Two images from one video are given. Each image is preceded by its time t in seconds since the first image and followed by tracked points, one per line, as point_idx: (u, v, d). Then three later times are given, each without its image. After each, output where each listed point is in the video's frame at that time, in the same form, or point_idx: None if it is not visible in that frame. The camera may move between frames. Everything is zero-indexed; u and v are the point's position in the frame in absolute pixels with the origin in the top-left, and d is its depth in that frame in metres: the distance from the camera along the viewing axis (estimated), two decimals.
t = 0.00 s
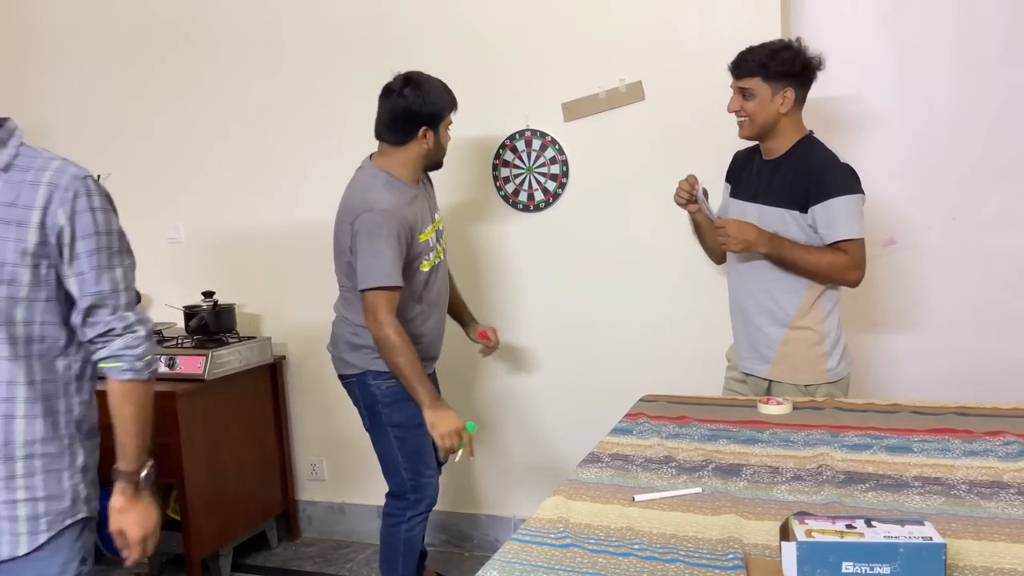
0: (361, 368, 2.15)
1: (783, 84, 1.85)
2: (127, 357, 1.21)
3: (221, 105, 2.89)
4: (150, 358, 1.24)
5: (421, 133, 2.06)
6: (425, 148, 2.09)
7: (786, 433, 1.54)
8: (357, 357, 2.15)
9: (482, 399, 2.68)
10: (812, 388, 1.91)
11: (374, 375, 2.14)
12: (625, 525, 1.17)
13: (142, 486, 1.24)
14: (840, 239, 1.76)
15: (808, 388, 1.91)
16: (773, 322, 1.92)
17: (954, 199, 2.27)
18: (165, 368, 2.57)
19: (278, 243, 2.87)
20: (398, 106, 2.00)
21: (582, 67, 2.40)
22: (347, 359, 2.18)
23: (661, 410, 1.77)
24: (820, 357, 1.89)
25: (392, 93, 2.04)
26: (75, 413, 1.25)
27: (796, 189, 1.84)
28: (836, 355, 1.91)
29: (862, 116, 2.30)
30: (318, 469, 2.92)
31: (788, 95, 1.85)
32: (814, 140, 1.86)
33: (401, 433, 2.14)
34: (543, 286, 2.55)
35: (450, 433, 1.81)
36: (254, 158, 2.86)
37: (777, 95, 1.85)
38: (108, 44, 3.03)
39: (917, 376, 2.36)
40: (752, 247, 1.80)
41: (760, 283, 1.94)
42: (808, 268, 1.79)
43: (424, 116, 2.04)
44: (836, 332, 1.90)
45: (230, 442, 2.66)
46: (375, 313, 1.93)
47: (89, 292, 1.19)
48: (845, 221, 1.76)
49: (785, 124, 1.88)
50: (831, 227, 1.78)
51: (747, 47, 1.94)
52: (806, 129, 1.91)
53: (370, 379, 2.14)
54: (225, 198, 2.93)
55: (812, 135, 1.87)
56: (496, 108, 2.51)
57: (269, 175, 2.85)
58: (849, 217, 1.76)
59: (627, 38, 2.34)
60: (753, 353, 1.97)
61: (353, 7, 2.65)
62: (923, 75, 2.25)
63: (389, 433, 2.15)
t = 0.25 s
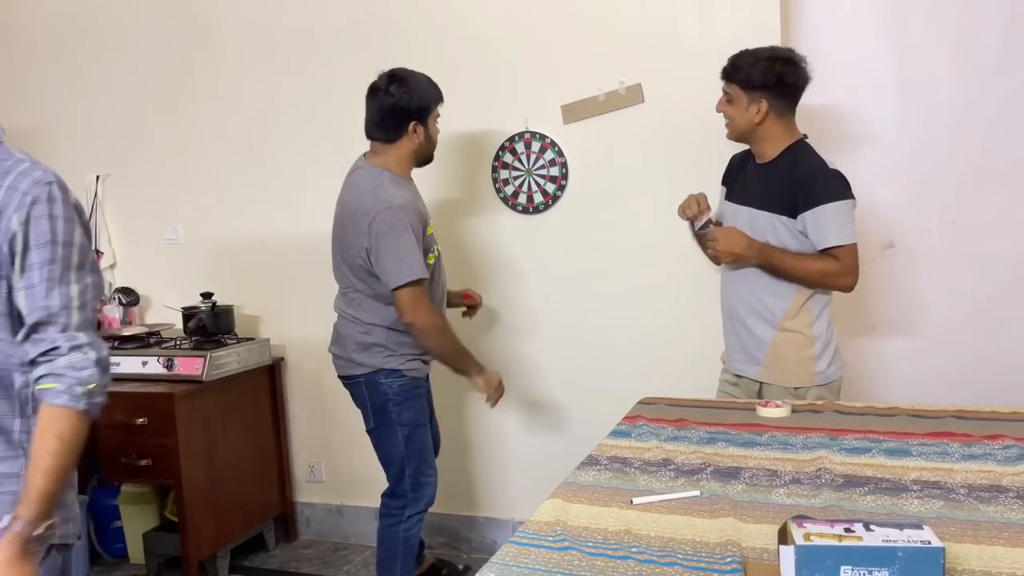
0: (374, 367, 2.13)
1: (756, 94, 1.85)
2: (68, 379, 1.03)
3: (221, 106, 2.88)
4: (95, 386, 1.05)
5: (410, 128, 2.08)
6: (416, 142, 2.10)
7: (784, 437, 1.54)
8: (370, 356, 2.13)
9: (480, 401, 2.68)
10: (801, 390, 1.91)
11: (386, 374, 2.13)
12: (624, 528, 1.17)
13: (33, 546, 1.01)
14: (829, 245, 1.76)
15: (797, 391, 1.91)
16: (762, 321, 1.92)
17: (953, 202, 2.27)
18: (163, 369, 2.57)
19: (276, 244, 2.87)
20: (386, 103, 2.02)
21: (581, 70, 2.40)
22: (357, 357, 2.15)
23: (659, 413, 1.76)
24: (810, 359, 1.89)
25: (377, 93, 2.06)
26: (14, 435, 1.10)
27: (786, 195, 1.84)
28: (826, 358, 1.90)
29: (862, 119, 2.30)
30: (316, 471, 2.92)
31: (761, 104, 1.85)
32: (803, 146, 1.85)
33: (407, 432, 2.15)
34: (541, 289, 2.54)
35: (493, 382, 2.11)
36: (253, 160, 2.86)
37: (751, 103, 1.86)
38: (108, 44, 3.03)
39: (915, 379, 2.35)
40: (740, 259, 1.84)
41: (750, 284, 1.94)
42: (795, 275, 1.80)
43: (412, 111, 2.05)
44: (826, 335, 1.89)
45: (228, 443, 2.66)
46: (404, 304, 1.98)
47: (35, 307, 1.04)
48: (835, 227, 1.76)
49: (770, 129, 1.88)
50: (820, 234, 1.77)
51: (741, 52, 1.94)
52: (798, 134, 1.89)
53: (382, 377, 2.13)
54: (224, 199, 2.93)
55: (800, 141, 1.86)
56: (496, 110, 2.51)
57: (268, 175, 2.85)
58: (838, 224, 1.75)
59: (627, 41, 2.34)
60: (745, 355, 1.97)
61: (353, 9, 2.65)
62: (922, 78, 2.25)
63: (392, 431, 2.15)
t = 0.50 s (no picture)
0: (379, 362, 2.13)
1: (732, 103, 1.87)
2: (42, 381, 1.01)
3: (223, 106, 2.88)
4: (64, 397, 1.04)
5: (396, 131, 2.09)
6: (404, 143, 2.11)
7: (786, 440, 1.53)
8: (377, 350, 2.14)
9: (481, 403, 2.68)
10: (784, 395, 1.90)
11: (390, 369, 2.14)
12: (625, 532, 1.16)
13: None
14: (801, 253, 1.76)
15: (780, 396, 1.90)
16: (746, 326, 1.93)
17: (955, 206, 2.26)
18: (163, 370, 2.57)
19: (277, 246, 2.86)
20: (365, 113, 2.05)
21: (584, 72, 2.40)
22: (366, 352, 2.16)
23: (661, 416, 1.76)
24: (792, 364, 1.89)
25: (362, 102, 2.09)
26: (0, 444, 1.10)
27: (759, 203, 1.85)
28: (809, 363, 1.89)
29: (864, 123, 2.30)
30: (315, 472, 2.91)
31: (739, 111, 1.87)
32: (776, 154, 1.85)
33: (412, 427, 2.14)
34: (543, 291, 2.54)
35: (510, 332, 2.13)
36: (255, 161, 2.86)
37: (729, 110, 1.88)
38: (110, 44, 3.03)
39: (916, 383, 2.35)
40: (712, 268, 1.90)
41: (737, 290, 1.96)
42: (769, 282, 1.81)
43: (393, 115, 2.07)
44: (807, 340, 1.89)
45: (228, 444, 2.65)
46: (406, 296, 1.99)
47: (28, 306, 1.03)
48: (805, 235, 1.75)
49: (747, 137, 1.89)
50: (790, 242, 1.77)
51: (719, 60, 1.96)
52: (775, 140, 1.89)
53: (387, 372, 2.14)
54: (226, 199, 2.92)
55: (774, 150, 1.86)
56: (498, 112, 2.51)
57: (270, 176, 2.84)
58: (808, 232, 1.75)
59: (630, 43, 2.34)
60: (732, 359, 1.97)
61: (355, 10, 2.65)
62: (924, 82, 2.24)
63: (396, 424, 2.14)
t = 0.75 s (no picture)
0: (371, 360, 2.15)
1: (703, 109, 1.94)
2: (91, 384, 1.04)
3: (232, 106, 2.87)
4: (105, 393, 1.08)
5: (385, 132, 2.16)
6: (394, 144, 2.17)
7: (802, 445, 1.52)
8: (365, 347, 2.15)
9: (489, 406, 2.66)
10: (767, 400, 1.93)
11: (382, 366, 2.14)
12: (645, 537, 1.15)
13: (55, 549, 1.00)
14: (765, 258, 1.82)
15: (763, 401, 1.94)
16: (727, 333, 1.98)
17: (967, 209, 2.25)
18: (171, 371, 2.55)
19: (286, 246, 2.85)
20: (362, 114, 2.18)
21: (596, 73, 2.39)
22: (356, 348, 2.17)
23: (674, 419, 1.75)
24: (772, 370, 1.92)
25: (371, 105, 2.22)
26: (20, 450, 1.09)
27: (729, 208, 1.92)
28: (788, 369, 1.92)
29: (875, 126, 2.29)
30: (322, 474, 2.90)
31: (711, 118, 1.94)
32: (746, 160, 1.91)
33: (406, 423, 2.13)
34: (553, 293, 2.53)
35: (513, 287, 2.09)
36: (263, 161, 2.85)
37: (701, 117, 1.95)
38: (119, 43, 3.01)
39: (927, 388, 2.34)
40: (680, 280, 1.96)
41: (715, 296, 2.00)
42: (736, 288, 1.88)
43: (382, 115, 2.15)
44: (786, 347, 1.92)
45: (235, 444, 2.64)
46: (388, 283, 2.02)
47: (58, 307, 1.04)
48: (768, 241, 1.82)
49: (721, 143, 1.96)
50: (756, 247, 1.84)
51: (695, 66, 2.02)
52: (751, 144, 1.95)
53: (379, 370, 2.14)
54: (234, 199, 2.91)
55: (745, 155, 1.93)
56: (509, 113, 2.50)
57: (278, 176, 2.83)
58: (772, 237, 1.81)
59: (643, 44, 2.33)
60: (716, 362, 2.02)
61: (366, 10, 2.64)
62: (937, 85, 2.23)
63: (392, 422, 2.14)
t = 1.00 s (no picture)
0: (374, 359, 2.17)
1: (703, 107, 1.92)
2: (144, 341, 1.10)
3: (252, 104, 2.85)
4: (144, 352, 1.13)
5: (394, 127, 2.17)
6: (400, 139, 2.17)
7: (843, 450, 1.49)
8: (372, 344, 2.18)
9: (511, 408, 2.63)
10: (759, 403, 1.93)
11: (384, 366, 2.15)
12: (694, 544, 1.12)
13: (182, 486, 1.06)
14: (750, 258, 1.81)
15: (754, 404, 1.93)
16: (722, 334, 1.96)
17: (1000, 211, 2.22)
18: (190, 371, 2.53)
19: (305, 245, 2.83)
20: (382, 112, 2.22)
21: (623, 72, 2.36)
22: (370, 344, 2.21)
23: (708, 423, 1.72)
24: (764, 374, 1.91)
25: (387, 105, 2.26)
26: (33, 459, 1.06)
27: (725, 206, 1.91)
28: (781, 373, 1.91)
29: (906, 127, 2.26)
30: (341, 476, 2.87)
31: (711, 115, 1.92)
32: (744, 159, 1.89)
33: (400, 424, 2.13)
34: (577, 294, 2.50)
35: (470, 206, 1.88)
36: (283, 160, 2.83)
37: (702, 114, 1.93)
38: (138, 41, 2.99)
39: (957, 392, 2.30)
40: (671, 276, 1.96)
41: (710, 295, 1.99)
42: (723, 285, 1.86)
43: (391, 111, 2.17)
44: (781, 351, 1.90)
45: (252, 446, 2.61)
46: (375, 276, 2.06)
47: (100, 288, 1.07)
48: (756, 240, 1.80)
49: (720, 141, 1.94)
50: (745, 246, 1.82)
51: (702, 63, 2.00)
52: (753, 144, 1.92)
53: (382, 369, 2.16)
54: (253, 198, 2.89)
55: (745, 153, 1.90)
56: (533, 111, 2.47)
57: (299, 175, 2.81)
58: (761, 237, 1.79)
59: (671, 43, 2.30)
60: (711, 362, 2.01)
61: (389, 8, 2.62)
62: (969, 85, 2.20)
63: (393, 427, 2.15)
